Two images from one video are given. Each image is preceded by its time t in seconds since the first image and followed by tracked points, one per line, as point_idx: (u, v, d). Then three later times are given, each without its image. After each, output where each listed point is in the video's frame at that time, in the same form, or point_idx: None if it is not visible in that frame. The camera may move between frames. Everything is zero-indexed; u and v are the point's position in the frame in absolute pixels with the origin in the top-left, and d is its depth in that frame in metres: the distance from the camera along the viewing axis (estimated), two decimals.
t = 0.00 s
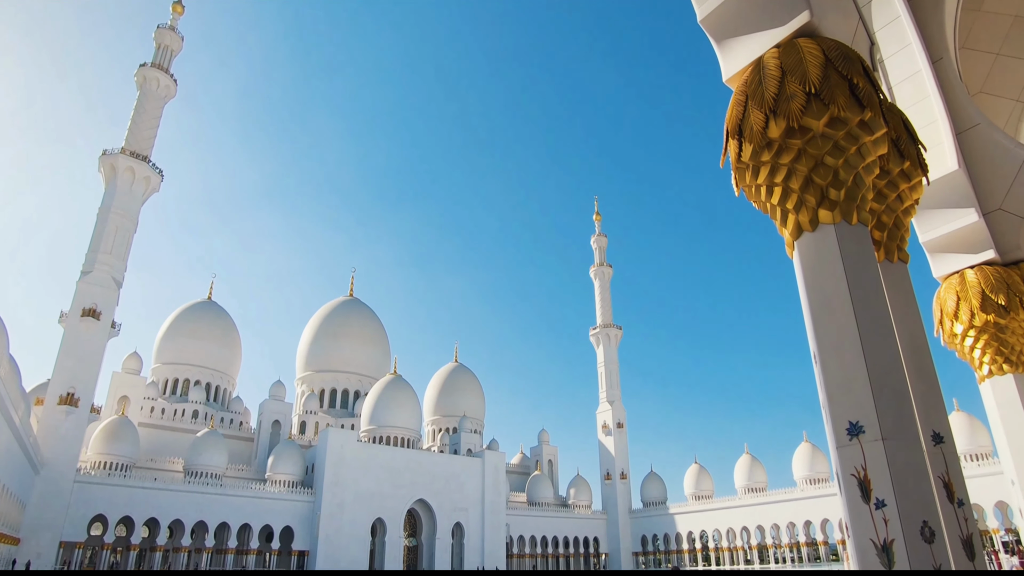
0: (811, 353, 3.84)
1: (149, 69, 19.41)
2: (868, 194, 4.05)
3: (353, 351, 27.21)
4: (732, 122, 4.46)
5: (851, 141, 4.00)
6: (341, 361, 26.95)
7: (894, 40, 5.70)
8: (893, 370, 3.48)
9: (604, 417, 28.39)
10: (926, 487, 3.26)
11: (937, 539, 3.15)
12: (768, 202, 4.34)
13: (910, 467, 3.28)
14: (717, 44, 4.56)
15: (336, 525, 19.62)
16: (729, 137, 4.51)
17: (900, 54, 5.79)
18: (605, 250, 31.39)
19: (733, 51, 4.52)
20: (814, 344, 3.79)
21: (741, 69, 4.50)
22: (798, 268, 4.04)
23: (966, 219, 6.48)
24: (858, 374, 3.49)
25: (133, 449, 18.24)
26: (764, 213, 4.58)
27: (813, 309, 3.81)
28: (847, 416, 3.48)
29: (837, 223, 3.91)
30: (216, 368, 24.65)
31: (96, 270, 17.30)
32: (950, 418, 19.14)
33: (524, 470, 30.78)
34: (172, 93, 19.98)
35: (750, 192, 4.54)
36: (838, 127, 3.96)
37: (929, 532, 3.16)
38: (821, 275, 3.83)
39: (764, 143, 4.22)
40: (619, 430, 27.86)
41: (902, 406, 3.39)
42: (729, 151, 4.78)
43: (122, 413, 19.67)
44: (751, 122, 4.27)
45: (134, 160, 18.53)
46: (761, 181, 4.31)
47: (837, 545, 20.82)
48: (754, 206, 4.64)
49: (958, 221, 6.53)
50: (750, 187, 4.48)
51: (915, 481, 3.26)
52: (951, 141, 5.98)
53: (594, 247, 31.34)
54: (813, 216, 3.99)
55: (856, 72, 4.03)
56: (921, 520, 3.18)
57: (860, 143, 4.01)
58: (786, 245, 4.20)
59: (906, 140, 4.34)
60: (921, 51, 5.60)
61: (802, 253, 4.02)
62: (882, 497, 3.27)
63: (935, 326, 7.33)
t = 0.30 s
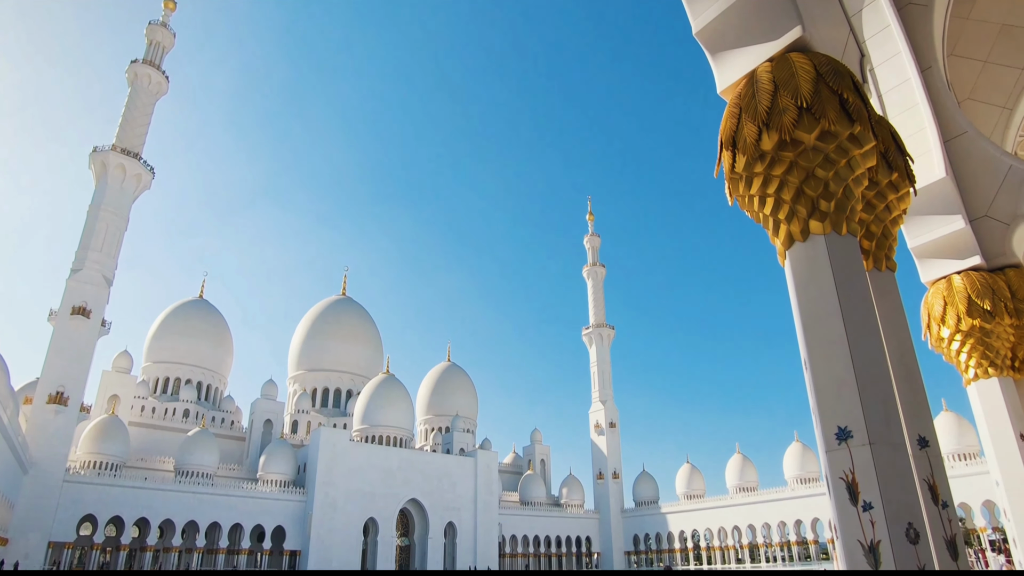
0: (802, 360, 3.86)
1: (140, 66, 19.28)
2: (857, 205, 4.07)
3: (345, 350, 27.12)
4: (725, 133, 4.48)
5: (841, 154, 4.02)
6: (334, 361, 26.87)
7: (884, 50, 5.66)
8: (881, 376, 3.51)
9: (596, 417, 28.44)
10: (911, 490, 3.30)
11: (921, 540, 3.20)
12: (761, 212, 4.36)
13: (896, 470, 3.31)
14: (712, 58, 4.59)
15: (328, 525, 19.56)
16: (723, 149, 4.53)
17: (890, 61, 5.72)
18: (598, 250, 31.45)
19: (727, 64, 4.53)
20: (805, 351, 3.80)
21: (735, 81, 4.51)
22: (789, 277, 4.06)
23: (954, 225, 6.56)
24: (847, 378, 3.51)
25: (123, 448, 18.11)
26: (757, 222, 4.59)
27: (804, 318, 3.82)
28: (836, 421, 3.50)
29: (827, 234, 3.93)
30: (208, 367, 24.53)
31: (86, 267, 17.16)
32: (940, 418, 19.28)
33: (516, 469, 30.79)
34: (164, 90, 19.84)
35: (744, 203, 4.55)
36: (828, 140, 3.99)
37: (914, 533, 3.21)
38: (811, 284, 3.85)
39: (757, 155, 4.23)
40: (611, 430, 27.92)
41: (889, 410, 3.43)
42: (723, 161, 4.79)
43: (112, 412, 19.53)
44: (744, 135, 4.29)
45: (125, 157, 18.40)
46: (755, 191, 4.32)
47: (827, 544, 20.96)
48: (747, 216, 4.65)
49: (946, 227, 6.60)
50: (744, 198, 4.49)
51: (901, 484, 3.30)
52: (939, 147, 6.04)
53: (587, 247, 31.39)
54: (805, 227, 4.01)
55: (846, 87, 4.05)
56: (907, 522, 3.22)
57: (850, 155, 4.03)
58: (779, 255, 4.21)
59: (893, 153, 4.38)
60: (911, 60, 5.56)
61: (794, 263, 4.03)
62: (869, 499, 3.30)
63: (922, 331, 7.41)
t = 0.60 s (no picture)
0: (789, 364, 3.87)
1: (129, 61, 19.11)
2: (845, 216, 4.10)
3: (336, 348, 27.03)
4: (717, 144, 4.49)
5: (829, 167, 4.05)
6: (324, 359, 26.77)
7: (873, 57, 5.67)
8: (866, 379, 3.54)
9: (588, 416, 28.50)
10: (894, 491, 3.34)
11: (904, 539, 3.24)
12: (752, 222, 4.37)
13: (880, 471, 3.35)
14: (706, 70, 4.60)
15: (319, 524, 19.49)
16: (715, 159, 4.53)
17: (878, 69, 5.75)
18: (590, 250, 31.52)
19: (721, 76, 4.55)
20: (792, 355, 3.82)
21: (728, 93, 4.53)
22: (779, 286, 4.08)
23: (941, 230, 6.60)
24: (833, 381, 3.54)
25: (111, 447, 17.97)
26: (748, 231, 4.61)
27: (792, 325, 3.84)
28: (823, 424, 3.52)
29: (815, 244, 3.96)
30: (198, 365, 24.38)
31: (74, 264, 17.01)
32: (927, 417, 19.48)
33: (507, 468, 30.82)
34: (153, 85, 19.68)
35: (735, 212, 4.56)
36: (817, 154, 4.01)
37: (896, 533, 3.24)
38: (799, 291, 3.88)
39: (747, 166, 4.24)
40: (603, 428, 27.99)
41: (873, 414, 3.46)
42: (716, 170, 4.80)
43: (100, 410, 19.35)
44: (735, 146, 4.30)
45: (114, 153, 18.24)
46: (745, 201, 4.34)
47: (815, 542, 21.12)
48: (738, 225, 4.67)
49: (933, 232, 6.65)
50: (735, 208, 4.51)
51: (884, 485, 3.33)
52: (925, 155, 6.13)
53: (579, 246, 31.45)
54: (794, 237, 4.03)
55: (834, 101, 4.08)
56: (890, 521, 3.26)
57: (838, 168, 4.06)
58: (769, 263, 4.23)
59: (880, 164, 4.41)
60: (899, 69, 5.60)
61: (783, 272, 4.05)
62: (854, 499, 3.32)
63: (908, 334, 7.43)
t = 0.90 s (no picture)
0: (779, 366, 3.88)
1: (119, 56, 18.93)
2: (835, 224, 4.12)
3: (328, 346, 26.92)
4: (710, 152, 4.49)
5: (819, 175, 4.07)
6: (316, 357, 26.66)
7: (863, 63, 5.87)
8: (853, 380, 3.56)
9: (580, 414, 28.55)
10: (879, 489, 3.36)
11: (888, 537, 3.26)
12: (743, 229, 4.38)
13: (866, 471, 3.37)
14: (700, 80, 4.60)
15: (310, 522, 19.42)
16: (708, 167, 4.54)
17: (868, 76, 5.95)
18: (582, 248, 31.55)
19: (714, 85, 4.54)
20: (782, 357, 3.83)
21: (721, 102, 4.52)
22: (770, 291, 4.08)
23: (929, 232, 6.63)
24: (820, 382, 3.56)
25: (100, 445, 17.83)
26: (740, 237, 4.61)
27: (782, 328, 3.85)
28: (811, 425, 3.54)
29: (805, 251, 3.96)
30: (189, 362, 24.22)
31: (62, 260, 16.85)
32: (916, 415, 19.64)
33: (499, 466, 30.83)
34: (143, 81, 19.51)
35: (728, 219, 4.56)
36: (807, 162, 4.03)
37: (880, 530, 3.27)
38: (789, 295, 3.90)
39: (739, 174, 4.25)
40: (595, 427, 28.03)
41: (859, 415, 3.48)
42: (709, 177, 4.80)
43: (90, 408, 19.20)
44: (727, 155, 4.32)
45: (103, 149, 18.08)
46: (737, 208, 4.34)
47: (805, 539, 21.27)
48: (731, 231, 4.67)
49: (923, 234, 6.67)
50: (728, 215, 4.51)
51: (870, 484, 3.35)
52: (914, 159, 6.10)
53: (571, 245, 31.47)
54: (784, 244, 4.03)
55: (824, 112, 4.11)
56: (874, 519, 3.28)
57: (827, 177, 4.08)
58: (760, 269, 4.23)
59: (869, 172, 4.44)
60: (887, 73, 5.74)
61: (774, 278, 4.06)
62: (840, 498, 3.35)
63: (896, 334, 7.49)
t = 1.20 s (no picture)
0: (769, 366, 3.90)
1: (109, 50, 18.75)
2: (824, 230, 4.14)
3: (320, 343, 26.84)
4: (703, 159, 4.51)
5: (809, 182, 4.09)
6: (308, 354, 26.57)
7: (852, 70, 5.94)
8: (841, 380, 3.60)
9: (572, 411, 28.61)
10: (866, 486, 3.39)
11: (873, 532, 3.30)
12: (735, 234, 4.39)
13: (853, 468, 3.40)
14: (693, 86, 4.59)
15: (302, 519, 19.38)
16: (701, 173, 4.56)
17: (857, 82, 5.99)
18: (575, 246, 31.59)
19: (705, 93, 4.56)
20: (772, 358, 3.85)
21: (714, 109, 4.54)
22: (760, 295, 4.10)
23: (917, 235, 6.66)
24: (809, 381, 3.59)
25: (90, 442, 17.70)
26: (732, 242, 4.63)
27: (772, 330, 3.87)
28: (800, 424, 3.57)
29: (795, 257, 3.98)
30: (179, 359, 24.07)
31: (51, 256, 16.68)
32: (905, 413, 19.82)
33: (492, 463, 30.87)
34: (133, 76, 19.34)
35: (720, 224, 4.58)
36: (798, 170, 4.05)
37: (866, 526, 3.30)
38: (779, 299, 3.91)
39: (732, 181, 4.27)
40: (587, 424, 28.11)
41: (846, 414, 3.51)
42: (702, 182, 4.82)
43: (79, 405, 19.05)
44: (720, 163, 4.34)
45: (93, 144, 17.91)
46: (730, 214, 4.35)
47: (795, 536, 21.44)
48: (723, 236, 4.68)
49: (910, 237, 6.71)
50: (720, 220, 4.53)
51: (857, 482, 3.38)
52: (902, 164, 6.14)
53: (564, 243, 31.50)
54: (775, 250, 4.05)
55: (814, 122, 4.13)
56: (860, 515, 3.31)
57: (817, 184, 4.11)
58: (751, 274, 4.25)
59: (857, 179, 4.47)
60: (876, 79, 5.79)
61: (765, 283, 4.07)
62: (827, 495, 3.38)
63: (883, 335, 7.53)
